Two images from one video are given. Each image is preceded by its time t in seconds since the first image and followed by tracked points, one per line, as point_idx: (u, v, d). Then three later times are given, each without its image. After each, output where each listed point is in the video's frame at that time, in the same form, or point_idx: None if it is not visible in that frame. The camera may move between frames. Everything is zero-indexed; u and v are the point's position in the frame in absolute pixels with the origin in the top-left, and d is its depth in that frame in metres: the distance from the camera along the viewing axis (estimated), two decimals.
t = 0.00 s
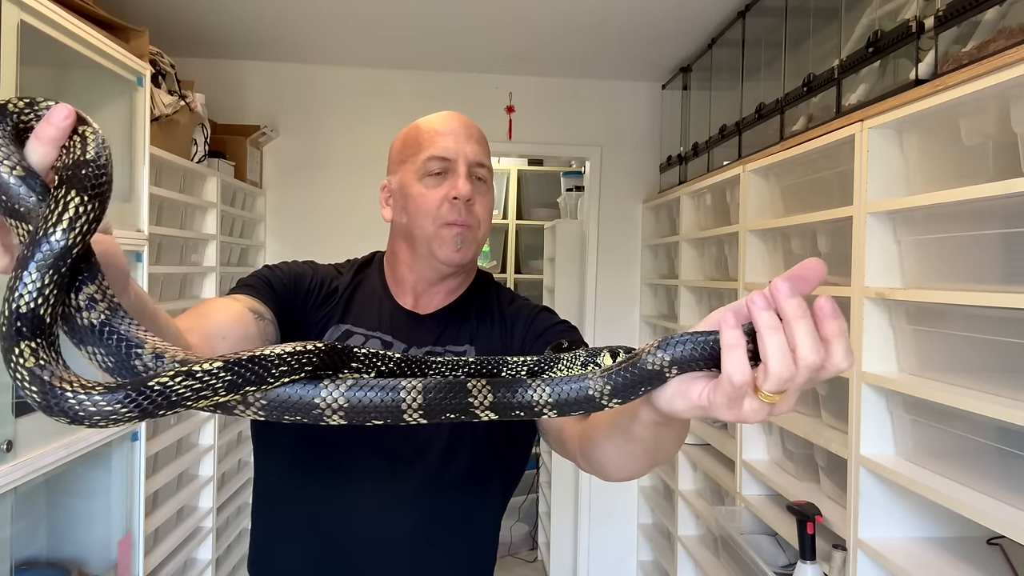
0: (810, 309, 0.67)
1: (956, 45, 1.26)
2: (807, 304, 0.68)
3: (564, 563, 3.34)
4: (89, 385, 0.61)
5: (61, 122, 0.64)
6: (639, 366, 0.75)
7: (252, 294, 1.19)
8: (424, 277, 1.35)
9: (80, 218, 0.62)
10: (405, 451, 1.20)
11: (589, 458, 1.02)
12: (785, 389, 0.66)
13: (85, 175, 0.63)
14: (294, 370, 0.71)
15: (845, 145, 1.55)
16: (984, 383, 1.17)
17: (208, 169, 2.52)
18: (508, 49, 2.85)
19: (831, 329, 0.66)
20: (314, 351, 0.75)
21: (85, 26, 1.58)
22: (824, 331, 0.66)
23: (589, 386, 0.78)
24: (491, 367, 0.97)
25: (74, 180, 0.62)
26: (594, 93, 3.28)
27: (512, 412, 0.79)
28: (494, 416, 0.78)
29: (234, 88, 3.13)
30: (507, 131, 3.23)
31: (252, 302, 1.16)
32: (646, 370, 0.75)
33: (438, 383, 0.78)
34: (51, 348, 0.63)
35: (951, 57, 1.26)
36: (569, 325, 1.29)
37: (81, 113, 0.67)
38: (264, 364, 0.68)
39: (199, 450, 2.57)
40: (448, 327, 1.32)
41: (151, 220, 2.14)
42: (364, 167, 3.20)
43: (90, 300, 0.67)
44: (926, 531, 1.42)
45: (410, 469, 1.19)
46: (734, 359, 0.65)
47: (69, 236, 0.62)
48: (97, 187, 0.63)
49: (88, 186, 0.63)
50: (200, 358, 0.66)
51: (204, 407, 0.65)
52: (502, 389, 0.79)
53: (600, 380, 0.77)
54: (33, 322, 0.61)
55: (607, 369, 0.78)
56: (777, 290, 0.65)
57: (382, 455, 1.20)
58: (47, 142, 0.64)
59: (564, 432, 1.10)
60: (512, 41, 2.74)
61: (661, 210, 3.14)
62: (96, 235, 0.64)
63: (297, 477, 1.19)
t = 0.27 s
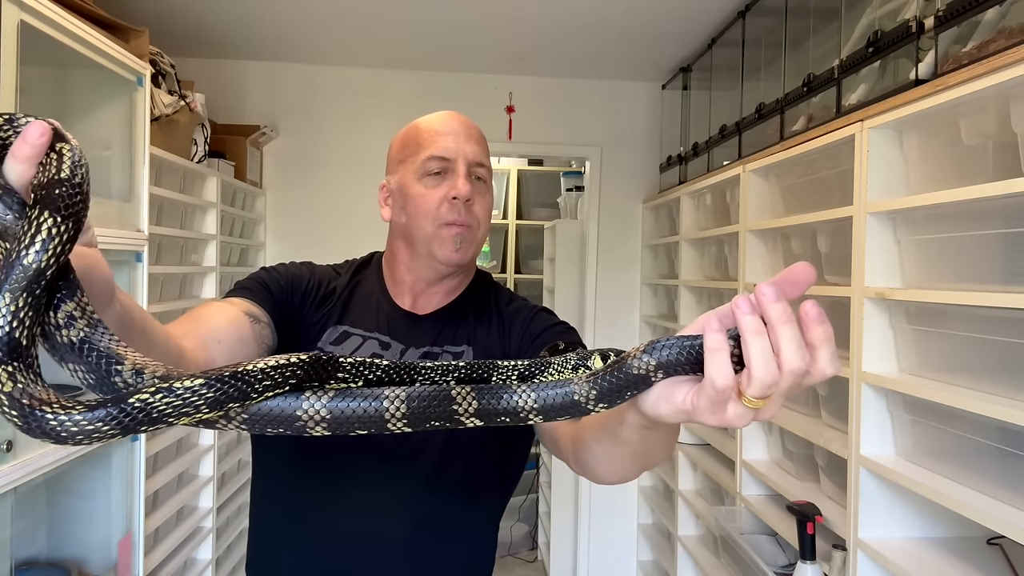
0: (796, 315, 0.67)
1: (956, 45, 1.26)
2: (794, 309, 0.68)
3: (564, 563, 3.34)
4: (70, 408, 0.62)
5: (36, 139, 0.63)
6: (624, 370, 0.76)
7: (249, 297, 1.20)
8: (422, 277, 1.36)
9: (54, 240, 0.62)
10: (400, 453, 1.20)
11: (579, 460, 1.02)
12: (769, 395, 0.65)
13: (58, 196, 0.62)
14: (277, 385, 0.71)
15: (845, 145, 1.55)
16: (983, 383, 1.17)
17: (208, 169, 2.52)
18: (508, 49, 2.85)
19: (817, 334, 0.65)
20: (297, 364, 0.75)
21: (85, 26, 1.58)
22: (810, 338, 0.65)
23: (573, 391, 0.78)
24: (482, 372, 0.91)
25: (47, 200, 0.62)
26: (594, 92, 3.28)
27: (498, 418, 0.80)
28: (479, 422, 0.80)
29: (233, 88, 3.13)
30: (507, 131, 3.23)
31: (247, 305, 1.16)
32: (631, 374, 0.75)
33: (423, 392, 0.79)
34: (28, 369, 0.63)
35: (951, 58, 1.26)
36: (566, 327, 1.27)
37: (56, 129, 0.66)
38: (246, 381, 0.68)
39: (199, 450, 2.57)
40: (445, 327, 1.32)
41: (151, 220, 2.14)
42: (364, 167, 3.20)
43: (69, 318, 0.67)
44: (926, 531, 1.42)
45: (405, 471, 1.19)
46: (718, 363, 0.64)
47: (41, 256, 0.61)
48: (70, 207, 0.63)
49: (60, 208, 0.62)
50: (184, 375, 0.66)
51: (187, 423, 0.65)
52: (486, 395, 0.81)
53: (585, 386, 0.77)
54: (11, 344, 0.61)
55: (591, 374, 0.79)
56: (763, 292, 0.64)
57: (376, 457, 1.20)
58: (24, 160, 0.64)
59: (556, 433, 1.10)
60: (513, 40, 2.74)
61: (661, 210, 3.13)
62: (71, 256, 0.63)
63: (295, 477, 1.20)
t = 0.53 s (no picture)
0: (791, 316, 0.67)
1: (956, 45, 1.26)
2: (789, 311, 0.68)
3: (564, 563, 3.34)
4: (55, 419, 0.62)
5: (26, 149, 0.64)
6: (619, 371, 0.76)
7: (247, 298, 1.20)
8: (422, 277, 1.36)
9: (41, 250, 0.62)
10: (398, 454, 1.20)
11: (576, 461, 1.01)
12: (763, 397, 0.65)
13: (46, 206, 0.63)
14: (267, 395, 0.69)
15: (845, 145, 1.55)
16: (983, 384, 1.17)
17: (208, 169, 2.52)
18: (508, 49, 2.84)
19: (813, 336, 0.65)
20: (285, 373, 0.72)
21: (85, 25, 1.58)
22: (805, 339, 0.65)
23: (567, 392, 0.78)
24: (475, 375, 0.92)
25: (34, 210, 0.62)
26: (594, 92, 3.28)
27: (493, 422, 0.79)
28: (474, 426, 0.78)
29: (233, 88, 3.13)
30: (507, 131, 3.23)
31: (245, 307, 1.16)
32: (625, 376, 0.75)
33: (415, 396, 0.78)
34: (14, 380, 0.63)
35: (951, 58, 1.26)
36: (566, 326, 1.27)
37: (45, 139, 0.67)
38: (234, 394, 0.66)
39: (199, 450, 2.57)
40: (445, 327, 1.32)
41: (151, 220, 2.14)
42: (364, 167, 3.20)
43: (58, 329, 0.67)
44: (926, 531, 1.42)
45: (403, 472, 1.19)
46: (712, 365, 0.64)
47: (30, 267, 0.61)
48: (58, 217, 0.63)
49: (47, 218, 0.62)
50: (172, 387, 0.66)
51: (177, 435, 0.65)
52: (479, 395, 0.80)
53: (579, 389, 0.78)
54: None
55: (585, 377, 0.79)
56: (759, 294, 0.63)
57: (375, 457, 1.20)
58: (13, 169, 0.64)
59: (554, 434, 1.09)
60: (513, 40, 2.74)
61: (661, 210, 3.14)
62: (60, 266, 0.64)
63: (294, 478, 1.20)
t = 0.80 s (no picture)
0: (793, 318, 0.67)
1: (956, 45, 1.26)
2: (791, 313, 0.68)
3: (564, 563, 3.34)
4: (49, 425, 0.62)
5: (23, 152, 0.63)
6: (620, 374, 0.76)
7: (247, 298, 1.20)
8: (422, 277, 1.36)
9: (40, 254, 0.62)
10: (398, 454, 1.20)
11: (577, 462, 1.01)
12: (765, 400, 0.65)
13: (44, 210, 0.63)
14: (263, 402, 0.68)
15: (845, 145, 1.55)
16: (983, 384, 1.17)
17: (208, 169, 2.52)
18: (508, 49, 2.84)
19: (814, 339, 0.65)
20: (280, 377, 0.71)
21: (85, 25, 1.58)
22: (807, 342, 0.66)
23: (567, 395, 0.79)
24: (469, 381, 0.91)
25: (33, 214, 0.62)
26: (594, 92, 3.28)
27: (495, 425, 0.79)
28: (474, 429, 0.80)
29: (233, 88, 3.13)
30: (507, 131, 3.23)
31: (245, 307, 1.16)
32: (626, 379, 0.75)
33: (416, 400, 0.79)
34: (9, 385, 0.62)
35: (951, 58, 1.26)
36: (567, 327, 1.27)
37: (44, 142, 0.67)
38: (230, 401, 0.66)
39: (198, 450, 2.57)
40: (445, 328, 1.32)
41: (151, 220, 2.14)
42: (364, 167, 3.20)
43: (58, 333, 0.67)
44: (927, 531, 1.42)
45: (404, 471, 1.19)
46: (714, 367, 0.64)
47: (29, 271, 0.62)
48: (57, 221, 0.63)
49: (46, 222, 0.62)
50: (171, 394, 0.66)
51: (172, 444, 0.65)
52: (481, 397, 0.81)
53: (580, 391, 0.78)
54: None
55: (586, 380, 0.79)
56: (760, 296, 0.63)
57: (375, 457, 1.20)
58: (11, 173, 0.64)
59: (554, 436, 1.09)
60: (513, 40, 2.74)
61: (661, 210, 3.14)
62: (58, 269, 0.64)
63: (294, 479, 1.20)
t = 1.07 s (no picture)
0: (804, 320, 0.67)
1: (956, 45, 1.26)
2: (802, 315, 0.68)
3: (564, 563, 3.34)
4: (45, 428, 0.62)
5: (31, 151, 0.63)
6: (629, 376, 0.75)
7: (248, 298, 1.20)
8: (419, 277, 1.36)
9: (50, 255, 0.62)
10: (399, 454, 1.20)
11: (582, 465, 1.01)
12: (776, 402, 0.65)
13: (53, 210, 0.63)
14: (260, 407, 0.68)
15: (845, 145, 1.55)
16: (983, 384, 1.17)
17: (208, 169, 2.52)
18: (508, 49, 2.84)
19: (825, 341, 0.65)
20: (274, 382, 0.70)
21: (85, 25, 1.58)
22: (818, 344, 0.65)
23: (577, 397, 0.78)
24: (462, 385, 0.89)
25: (41, 214, 0.62)
26: (594, 92, 3.28)
27: (504, 427, 0.80)
28: (482, 431, 0.80)
29: (233, 88, 3.13)
30: (507, 131, 3.23)
31: (246, 307, 1.16)
32: (635, 381, 0.75)
33: (423, 403, 0.79)
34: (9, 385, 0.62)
35: (951, 58, 1.26)
36: (568, 327, 1.27)
37: (51, 140, 0.66)
38: (228, 408, 0.65)
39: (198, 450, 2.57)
40: (447, 329, 1.32)
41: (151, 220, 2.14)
42: (364, 167, 3.20)
43: (64, 333, 0.67)
44: (927, 531, 1.42)
45: (405, 471, 1.19)
46: (724, 370, 0.64)
47: (35, 271, 0.61)
48: (65, 221, 0.63)
49: (55, 223, 0.62)
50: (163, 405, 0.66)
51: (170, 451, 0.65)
52: (490, 398, 0.81)
53: (589, 394, 0.77)
54: None
55: (594, 382, 0.78)
56: (771, 299, 0.63)
57: (376, 458, 1.20)
58: (19, 172, 0.64)
59: (558, 438, 1.09)
60: (513, 40, 2.74)
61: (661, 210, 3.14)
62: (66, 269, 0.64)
63: (295, 480, 1.20)
